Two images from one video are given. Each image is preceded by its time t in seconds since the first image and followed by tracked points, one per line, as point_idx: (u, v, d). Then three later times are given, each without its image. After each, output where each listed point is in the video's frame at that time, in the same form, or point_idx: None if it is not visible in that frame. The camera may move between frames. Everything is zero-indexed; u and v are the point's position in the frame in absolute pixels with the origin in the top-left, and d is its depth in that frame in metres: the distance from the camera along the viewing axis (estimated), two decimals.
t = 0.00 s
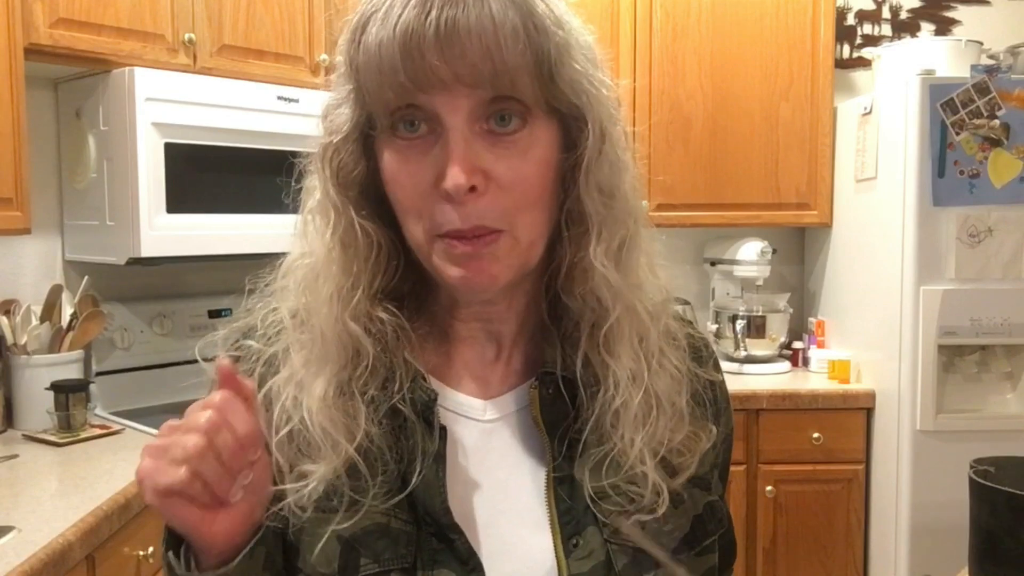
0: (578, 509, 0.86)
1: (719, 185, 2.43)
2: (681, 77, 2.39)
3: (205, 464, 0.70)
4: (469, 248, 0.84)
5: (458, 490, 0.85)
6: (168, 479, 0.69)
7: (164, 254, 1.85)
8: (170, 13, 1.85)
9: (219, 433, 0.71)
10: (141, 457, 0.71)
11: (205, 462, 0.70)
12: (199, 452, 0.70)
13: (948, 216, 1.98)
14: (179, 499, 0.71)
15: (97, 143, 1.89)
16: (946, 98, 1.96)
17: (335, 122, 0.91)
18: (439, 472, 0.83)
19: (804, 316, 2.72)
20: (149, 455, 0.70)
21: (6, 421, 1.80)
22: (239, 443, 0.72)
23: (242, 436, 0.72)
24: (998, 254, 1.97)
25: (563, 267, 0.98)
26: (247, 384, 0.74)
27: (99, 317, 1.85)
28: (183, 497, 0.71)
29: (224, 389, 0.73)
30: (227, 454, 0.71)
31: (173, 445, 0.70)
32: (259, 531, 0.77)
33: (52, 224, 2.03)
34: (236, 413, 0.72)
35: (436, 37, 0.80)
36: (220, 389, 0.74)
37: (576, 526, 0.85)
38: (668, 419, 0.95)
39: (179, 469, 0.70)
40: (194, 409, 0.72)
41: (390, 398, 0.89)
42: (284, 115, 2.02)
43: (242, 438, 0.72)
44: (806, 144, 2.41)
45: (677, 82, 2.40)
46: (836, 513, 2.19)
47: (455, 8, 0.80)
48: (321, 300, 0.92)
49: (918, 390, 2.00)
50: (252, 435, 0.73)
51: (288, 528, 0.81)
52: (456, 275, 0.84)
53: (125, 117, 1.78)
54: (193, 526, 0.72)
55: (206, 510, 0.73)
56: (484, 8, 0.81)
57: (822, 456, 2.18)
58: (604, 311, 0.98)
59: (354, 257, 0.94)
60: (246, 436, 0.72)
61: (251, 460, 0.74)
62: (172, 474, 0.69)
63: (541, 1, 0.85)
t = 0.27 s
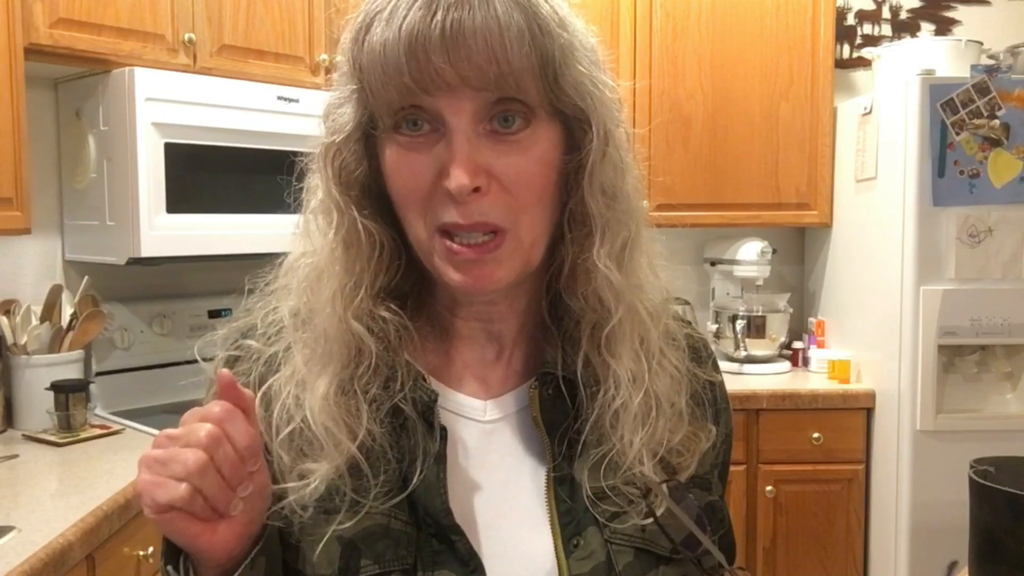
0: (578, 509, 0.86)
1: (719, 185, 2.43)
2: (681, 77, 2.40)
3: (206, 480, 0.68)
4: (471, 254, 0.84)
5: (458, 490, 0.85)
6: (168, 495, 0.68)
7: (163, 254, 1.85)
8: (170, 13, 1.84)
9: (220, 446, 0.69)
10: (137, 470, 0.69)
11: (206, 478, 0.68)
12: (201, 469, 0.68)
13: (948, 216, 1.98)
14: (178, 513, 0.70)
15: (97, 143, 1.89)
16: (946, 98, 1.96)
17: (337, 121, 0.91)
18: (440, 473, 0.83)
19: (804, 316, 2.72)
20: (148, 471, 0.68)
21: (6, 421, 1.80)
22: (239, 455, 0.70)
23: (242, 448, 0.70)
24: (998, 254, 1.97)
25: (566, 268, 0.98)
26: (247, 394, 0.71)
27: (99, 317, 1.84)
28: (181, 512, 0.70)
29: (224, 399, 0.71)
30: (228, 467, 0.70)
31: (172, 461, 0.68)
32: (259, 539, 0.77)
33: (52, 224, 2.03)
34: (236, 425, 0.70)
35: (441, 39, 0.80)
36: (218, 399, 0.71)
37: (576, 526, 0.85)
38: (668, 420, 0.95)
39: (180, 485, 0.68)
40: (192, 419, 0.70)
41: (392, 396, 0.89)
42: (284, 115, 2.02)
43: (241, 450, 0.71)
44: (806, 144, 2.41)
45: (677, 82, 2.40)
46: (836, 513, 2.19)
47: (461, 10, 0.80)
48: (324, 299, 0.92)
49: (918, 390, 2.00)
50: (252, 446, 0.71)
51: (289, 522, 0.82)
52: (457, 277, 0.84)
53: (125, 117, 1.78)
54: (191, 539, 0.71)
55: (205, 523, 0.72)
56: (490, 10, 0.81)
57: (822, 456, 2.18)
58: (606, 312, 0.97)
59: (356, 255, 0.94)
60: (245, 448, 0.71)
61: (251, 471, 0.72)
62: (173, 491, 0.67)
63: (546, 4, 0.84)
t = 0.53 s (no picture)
0: (578, 508, 0.86)
1: (718, 185, 2.43)
2: (681, 77, 2.39)
3: (210, 478, 0.69)
4: (470, 253, 0.84)
5: (458, 490, 0.85)
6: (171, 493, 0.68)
7: (163, 254, 1.85)
8: (170, 13, 1.84)
9: (225, 446, 0.69)
10: (142, 464, 0.69)
11: (211, 477, 0.69)
12: (205, 467, 0.68)
13: (948, 216, 1.98)
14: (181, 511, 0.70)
15: (97, 143, 1.89)
16: (946, 98, 1.96)
17: (335, 123, 0.91)
18: (440, 473, 0.83)
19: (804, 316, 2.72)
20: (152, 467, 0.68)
21: (6, 421, 1.80)
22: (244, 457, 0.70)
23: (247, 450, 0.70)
24: (998, 254, 1.97)
25: (563, 267, 0.98)
26: (256, 395, 0.71)
27: (99, 317, 1.84)
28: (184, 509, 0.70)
29: (231, 398, 0.71)
30: (233, 467, 0.70)
31: (178, 457, 0.68)
32: (260, 542, 0.76)
33: (52, 224, 2.03)
34: (243, 425, 0.70)
35: (437, 39, 0.80)
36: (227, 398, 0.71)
37: (576, 525, 0.85)
38: (666, 419, 0.95)
39: (184, 482, 0.68)
40: (199, 417, 0.70)
41: (391, 397, 0.89)
42: (284, 115, 2.02)
43: (246, 451, 0.71)
44: (806, 144, 2.41)
45: (677, 82, 2.40)
46: (836, 513, 2.19)
47: (456, 10, 0.80)
48: (322, 300, 0.92)
49: (918, 390, 2.00)
50: (257, 447, 0.71)
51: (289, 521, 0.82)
52: (456, 277, 0.84)
53: (125, 117, 1.78)
54: (193, 537, 0.72)
55: (208, 521, 0.72)
56: (486, 10, 0.81)
57: (822, 456, 2.18)
58: (604, 310, 0.97)
59: (355, 256, 0.94)
60: (251, 450, 0.71)
61: (256, 472, 0.72)
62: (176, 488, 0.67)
63: (542, 5, 0.84)
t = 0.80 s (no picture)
0: (576, 508, 0.86)
1: (718, 185, 2.43)
2: (681, 77, 2.39)
3: (206, 490, 0.69)
4: (466, 255, 0.84)
5: (455, 490, 0.85)
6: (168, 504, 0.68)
7: (163, 254, 1.85)
8: (170, 13, 1.85)
9: (220, 456, 0.69)
10: (137, 477, 0.69)
11: (207, 488, 0.69)
12: (201, 479, 0.68)
13: (948, 216, 1.98)
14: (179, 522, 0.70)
15: (97, 143, 1.89)
16: (946, 98, 1.96)
17: (333, 121, 0.91)
18: (437, 473, 0.84)
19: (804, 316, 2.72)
20: (147, 478, 0.68)
21: (6, 421, 1.80)
22: (238, 465, 0.71)
23: (241, 457, 0.70)
24: (998, 254, 1.97)
25: (561, 267, 0.99)
26: (247, 402, 0.71)
27: (99, 317, 1.85)
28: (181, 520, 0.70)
29: (223, 407, 0.70)
30: (228, 475, 0.70)
31: (172, 470, 0.68)
32: (259, 544, 0.76)
33: (53, 224, 2.03)
34: (236, 434, 0.70)
35: (434, 38, 0.80)
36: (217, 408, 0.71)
37: (575, 526, 0.85)
38: (665, 421, 0.95)
39: (181, 495, 0.68)
40: (192, 427, 0.70)
41: (389, 397, 0.89)
42: (284, 115, 2.02)
43: (240, 458, 0.71)
44: (806, 144, 2.41)
45: (677, 82, 2.40)
46: (835, 513, 2.19)
47: (453, 9, 0.80)
48: (320, 298, 0.92)
49: (917, 390, 2.00)
50: (252, 454, 0.71)
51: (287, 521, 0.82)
52: (454, 277, 0.84)
53: (125, 117, 1.78)
54: (191, 547, 0.71)
55: (206, 530, 0.72)
56: (482, 8, 0.81)
57: (822, 456, 2.18)
58: (601, 311, 0.97)
59: (353, 254, 0.94)
60: (245, 457, 0.71)
61: (252, 479, 0.72)
62: (173, 500, 0.68)
63: (540, 4, 0.84)
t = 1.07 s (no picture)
0: (575, 505, 0.86)
1: (718, 185, 2.43)
2: (681, 77, 2.39)
3: (210, 501, 0.68)
4: (474, 252, 0.84)
5: (453, 488, 0.85)
6: (170, 515, 0.67)
7: (163, 254, 1.85)
8: (170, 13, 1.84)
9: (223, 466, 0.69)
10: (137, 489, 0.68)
11: (210, 499, 0.68)
12: (205, 490, 0.68)
13: (948, 216, 1.98)
14: (181, 532, 0.69)
15: (97, 143, 1.89)
16: (946, 98, 1.96)
17: (340, 117, 0.90)
18: (435, 471, 0.84)
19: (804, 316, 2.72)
20: (147, 490, 0.68)
21: (6, 421, 1.80)
22: (241, 475, 0.70)
23: (243, 468, 0.70)
24: (997, 254, 1.97)
25: (566, 263, 0.99)
26: (249, 411, 0.71)
27: (99, 317, 1.84)
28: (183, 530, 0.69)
29: (225, 416, 0.70)
30: (231, 485, 0.69)
31: (174, 480, 0.67)
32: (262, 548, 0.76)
33: (53, 224, 2.03)
34: (239, 442, 0.70)
35: (451, 33, 0.80)
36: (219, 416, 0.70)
37: (572, 524, 0.85)
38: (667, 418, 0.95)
39: (184, 506, 0.68)
40: (193, 436, 0.69)
41: (388, 396, 0.89)
42: (283, 115, 2.02)
43: (243, 469, 0.70)
44: (806, 144, 2.41)
45: (677, 82, 2.40)
46: (836, 513, 2.19)
47: (470, 6, 0.81)
48: (322, 296, 0.92)
49: (918, 390, 2.00)
50: (254, 464, 0.71)
51: (285, 520, 0.82)
52: (460, 274, 0.84)
53: (125, 118, 1.78)
54: (193, 554, 0.71)
55: (208, 538, 0.72)
56: (499, 8, 0.82)
57: (822, 456, 2.18)
58: (608, 307, 0.97)
59: (356, 252, 0.94)
60: (247, 468, 0.70)
61: (254, 488, 0.72)
62: (176, 512, 0.67)
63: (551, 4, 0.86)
